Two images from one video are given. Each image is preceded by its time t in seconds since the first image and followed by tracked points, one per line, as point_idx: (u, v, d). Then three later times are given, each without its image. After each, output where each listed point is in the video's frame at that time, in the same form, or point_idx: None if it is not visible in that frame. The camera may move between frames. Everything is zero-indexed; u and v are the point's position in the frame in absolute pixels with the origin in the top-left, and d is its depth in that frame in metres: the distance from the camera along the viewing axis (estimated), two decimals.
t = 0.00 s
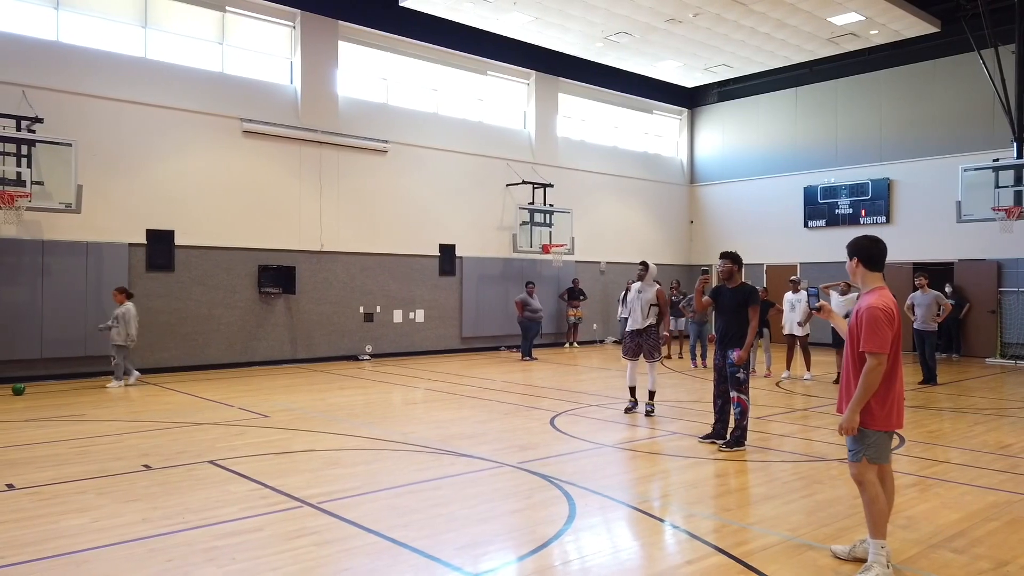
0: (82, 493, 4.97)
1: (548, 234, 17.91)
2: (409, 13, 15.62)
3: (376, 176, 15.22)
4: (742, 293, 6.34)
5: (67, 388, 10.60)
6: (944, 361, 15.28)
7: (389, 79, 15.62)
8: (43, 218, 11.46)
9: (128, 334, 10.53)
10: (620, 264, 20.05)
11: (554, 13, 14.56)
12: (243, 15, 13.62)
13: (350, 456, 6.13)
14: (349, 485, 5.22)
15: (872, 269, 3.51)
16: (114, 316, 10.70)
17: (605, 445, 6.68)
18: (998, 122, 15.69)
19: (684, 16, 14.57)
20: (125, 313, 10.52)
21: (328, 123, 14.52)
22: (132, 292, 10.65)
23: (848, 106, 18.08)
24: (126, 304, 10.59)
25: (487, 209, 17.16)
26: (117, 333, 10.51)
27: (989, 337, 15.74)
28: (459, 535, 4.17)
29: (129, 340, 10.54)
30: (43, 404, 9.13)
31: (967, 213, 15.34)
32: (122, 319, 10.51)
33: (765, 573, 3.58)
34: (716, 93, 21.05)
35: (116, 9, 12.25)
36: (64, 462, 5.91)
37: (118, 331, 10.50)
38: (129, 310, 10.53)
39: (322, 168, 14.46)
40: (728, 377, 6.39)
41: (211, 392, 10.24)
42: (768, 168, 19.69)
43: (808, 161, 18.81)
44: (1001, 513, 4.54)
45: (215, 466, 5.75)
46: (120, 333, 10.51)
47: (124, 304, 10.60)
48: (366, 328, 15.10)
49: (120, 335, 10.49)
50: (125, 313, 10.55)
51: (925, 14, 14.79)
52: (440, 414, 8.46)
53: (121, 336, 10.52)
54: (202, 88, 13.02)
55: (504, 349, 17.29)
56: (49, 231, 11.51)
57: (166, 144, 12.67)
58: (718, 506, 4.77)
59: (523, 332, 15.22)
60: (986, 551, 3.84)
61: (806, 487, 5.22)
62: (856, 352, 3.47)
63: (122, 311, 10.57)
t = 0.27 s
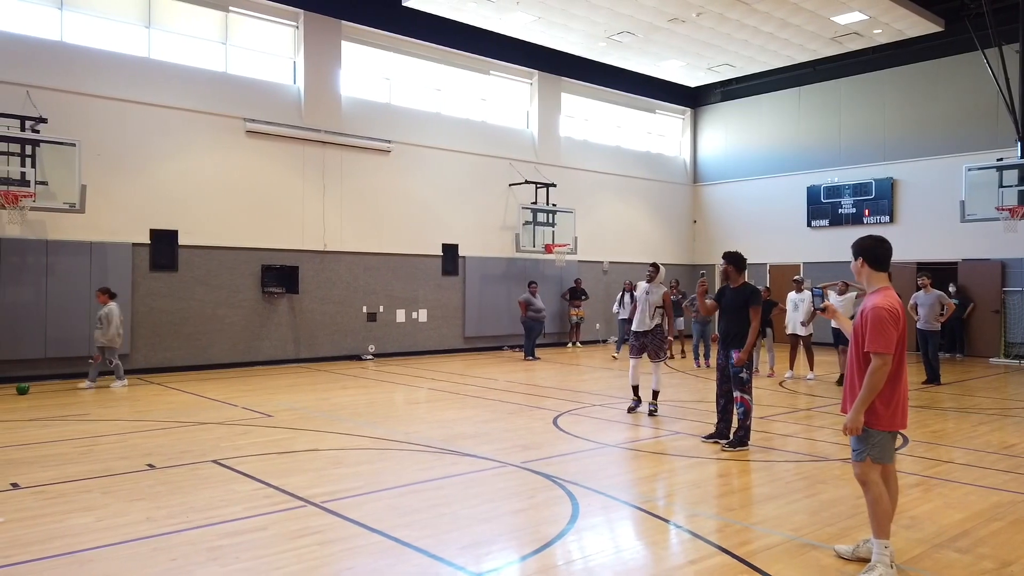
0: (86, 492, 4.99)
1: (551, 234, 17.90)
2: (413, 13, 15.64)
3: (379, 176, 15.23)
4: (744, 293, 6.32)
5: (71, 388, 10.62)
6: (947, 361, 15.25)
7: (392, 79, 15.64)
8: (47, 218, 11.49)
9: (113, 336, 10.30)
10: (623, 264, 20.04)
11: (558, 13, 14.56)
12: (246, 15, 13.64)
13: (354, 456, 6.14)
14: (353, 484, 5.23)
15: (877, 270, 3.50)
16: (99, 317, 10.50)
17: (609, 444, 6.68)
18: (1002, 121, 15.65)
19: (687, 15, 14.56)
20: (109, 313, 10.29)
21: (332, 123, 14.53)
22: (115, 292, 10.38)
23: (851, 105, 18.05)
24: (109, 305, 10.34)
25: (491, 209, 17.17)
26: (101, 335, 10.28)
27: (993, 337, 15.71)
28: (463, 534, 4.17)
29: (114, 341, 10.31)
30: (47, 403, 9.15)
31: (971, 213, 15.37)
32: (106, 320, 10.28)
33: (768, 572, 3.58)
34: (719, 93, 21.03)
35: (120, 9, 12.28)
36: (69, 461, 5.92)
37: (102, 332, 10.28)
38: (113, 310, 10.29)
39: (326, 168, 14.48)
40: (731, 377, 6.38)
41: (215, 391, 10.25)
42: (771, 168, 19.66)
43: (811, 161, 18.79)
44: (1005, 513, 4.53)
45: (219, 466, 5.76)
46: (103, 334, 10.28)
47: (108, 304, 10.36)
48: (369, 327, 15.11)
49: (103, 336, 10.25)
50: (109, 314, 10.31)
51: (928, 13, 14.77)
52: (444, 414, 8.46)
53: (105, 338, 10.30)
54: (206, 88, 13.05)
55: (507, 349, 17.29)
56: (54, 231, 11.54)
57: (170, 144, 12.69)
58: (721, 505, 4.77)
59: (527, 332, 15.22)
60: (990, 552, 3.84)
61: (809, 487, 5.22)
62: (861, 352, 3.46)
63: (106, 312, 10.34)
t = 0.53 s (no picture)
0: (89, 491, 5.00)
1: (553, 233, 17.90)
2: (416, 13, 15.65)
3: (382, 176, 15.24)
4: (737, 293, 6.35)
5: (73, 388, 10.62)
6: (951, 361, 15.21)
7: (395, 79, 15.64)
8: (50, 217, 11.51)
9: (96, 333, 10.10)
10: (625, 263, 20.03)
11: (560, 12, 14.56)
12: (249, 15, 13.65)
13: (356, 455, 6.14)
14: (355, 484, 5.23)
15: (880, 269, 3.50)
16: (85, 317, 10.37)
17: (611, 444, 6.67)
18: (1006, 120, 15.61)
19: (690, 15, 14.55)
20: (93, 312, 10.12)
21: (334, 123, 14.55)
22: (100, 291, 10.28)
23: (855, 104, 18.02)
24: (94, 303, 10.21)
25: (493, 208, 17.17)
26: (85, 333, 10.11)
27: (997, 337, 15.67)
28: (465, 534, 4.17)
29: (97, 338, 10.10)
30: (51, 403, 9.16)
31: (975, 212, 15.37)
32: (91, 319, 10.12)
33: (770, 572, 3.57)
34: (721, 92, 21.01)
35: (123, 10, 12.30)
36: (71, 461, 5.93)
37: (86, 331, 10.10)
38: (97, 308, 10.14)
39: (328, 168, 14.49)
40: (732, 377, 6.36)
41: (217, 391, 10.27)
42: (774, 167, 19.64)
43: (814, 160, 18.76)
44: (1008, 513, 4.52)
45: (222, 465, 5.76)
46: (88, 333, 10.10)
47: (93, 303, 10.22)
48: (371, 327, 15.12)
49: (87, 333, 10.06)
50: (95, 312, 10.17)
51: (931, 12, 14.74)
52: (446, 414, 8.46)
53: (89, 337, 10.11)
54: (209, 88, 13.06)
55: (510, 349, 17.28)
56: (57, 231, 11.56)
57: (173, 144, 12.71)
58: (723, 505, 4.76)
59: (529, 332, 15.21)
60: (993, 551, 3.83)
61: (812, 487, 5.21)
62: (865, 351, 3.45)
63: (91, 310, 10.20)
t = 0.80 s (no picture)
0: (91, 490, 5.00)
1: (556, 233, 17.91)
2: (418, 13, 15.66)
3: (384, 175, 15.25)
4: (732, 292, 6.35)
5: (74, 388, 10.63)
6: (954, 360, 15.18)
7: (397, 78, 15.65)
8: (53, 217, 11.53)
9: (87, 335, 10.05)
10: (628, 263, 20.01)
11: (562, 12, 14.56)
12: (251, 15, 13.67)
13: (358, 455, 6.13)
14: (357, 483, 5.23)
15: (881, 268, 3.49)
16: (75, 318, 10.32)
17: (613, 444, 6.66)
18: (1009, 119, 15.58)
19: (692, 14, 14.54)
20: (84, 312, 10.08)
21: (337, 123, 14.55)
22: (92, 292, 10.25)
23: (857, 103, 17.99)
24: (87, 304, 10.19)
25: (495, 208, 17.17)
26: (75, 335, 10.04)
27: (1000, 336, 15.64)
28: (466, 533, 4.17)
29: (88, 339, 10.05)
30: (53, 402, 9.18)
31: (977, 211, 15.91)
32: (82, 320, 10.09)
33: (772, 572, 3.56)
34: (724, 92, 20.99)
35: (126, 10, 12.33)
36: (73, 460, 5.93)
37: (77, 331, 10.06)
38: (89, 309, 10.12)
39: (331, 167, 14.50)
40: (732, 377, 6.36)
41: (219, 390, 10.27)
42: (777, 166, 19.61)
43: (817, 159, 18.74)
44: (1011, 512, 4.50)
45: (223, 465, 5.76)
46: (79, 334, 10.06)
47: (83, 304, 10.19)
48: (374, 327, 15.12)
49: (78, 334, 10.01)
50: (87, 313, 10.14)
51: (934, 11, 14.71)
52: (448, 413, 8.45)
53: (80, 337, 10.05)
54: (211, 88, 13.08)
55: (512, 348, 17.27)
56: (59, 231, 11.58)
57: (175, 144, 12.72)
58: (725, 504, 4.75)
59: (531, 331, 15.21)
60: (996, 551, 3.82)
61: (815, 486, 5.19)
62: (866, 350, 3.45)
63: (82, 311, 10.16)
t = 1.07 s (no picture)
0: (93, 490, 5.01)
1: (558, 233, 17.91)
2: (420, 13, 15.65)
3: (386, 175, 15.25)
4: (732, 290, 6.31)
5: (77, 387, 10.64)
6: (956, 360, 15.15)
7: (399, 78, 15.65)
8: (56, 217, 11.55)
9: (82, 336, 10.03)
10: (630, 263, 20.01)
11: (564, 12, 14.55)
12: (253, 15, 13.67)
13: (359, 455, 6.13)
14: (358, 483, 5.23)
15: (882, 267, 3.48)
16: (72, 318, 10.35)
17: (614, 443, 6.65)
18: (1013, 118, 15.54)
19: (694, 14, 14.53)
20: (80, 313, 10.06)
21: (339, 123, 14.56)
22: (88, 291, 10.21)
23: (859, 103, 17.96)
24: (82, 305, 10.17)
25: (497, 208, 17.17)
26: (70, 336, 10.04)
27: (1003, 336, 15.60)
28: (468, 533, 4.17)
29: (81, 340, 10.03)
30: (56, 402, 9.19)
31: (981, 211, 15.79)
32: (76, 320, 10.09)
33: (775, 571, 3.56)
34: (726, 91, 20.97)
35: (129, 10, 12.34)
36: (75, 460, 5.94)
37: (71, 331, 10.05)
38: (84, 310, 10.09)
39: (333, 167, 14.50)
40: (732, 376, 6.37)
41: (221, 390, 10.28)
42: (779, 166, 19.59)
43: (819, 159, 18.71)
44: (1014, 512, 4.49)
45: (226, 464, 5.77)
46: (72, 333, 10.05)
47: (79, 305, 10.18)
48: (376, 327, 15.13)
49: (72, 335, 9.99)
50: (82, 314, 10.13)
51: (937, 10, 14.69)
52: (449, 413, 8.45)
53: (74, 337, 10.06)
54: (213, 88, 13.09)
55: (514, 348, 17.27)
56: (62, 231, 11.60)
57: (177, 144, 12.74)
58: (727, 504, 4.75)
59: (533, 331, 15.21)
60: (998, 551, 3.80)
61: (817, 486, 5.19)
62: (867, 350, 3.44)
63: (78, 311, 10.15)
